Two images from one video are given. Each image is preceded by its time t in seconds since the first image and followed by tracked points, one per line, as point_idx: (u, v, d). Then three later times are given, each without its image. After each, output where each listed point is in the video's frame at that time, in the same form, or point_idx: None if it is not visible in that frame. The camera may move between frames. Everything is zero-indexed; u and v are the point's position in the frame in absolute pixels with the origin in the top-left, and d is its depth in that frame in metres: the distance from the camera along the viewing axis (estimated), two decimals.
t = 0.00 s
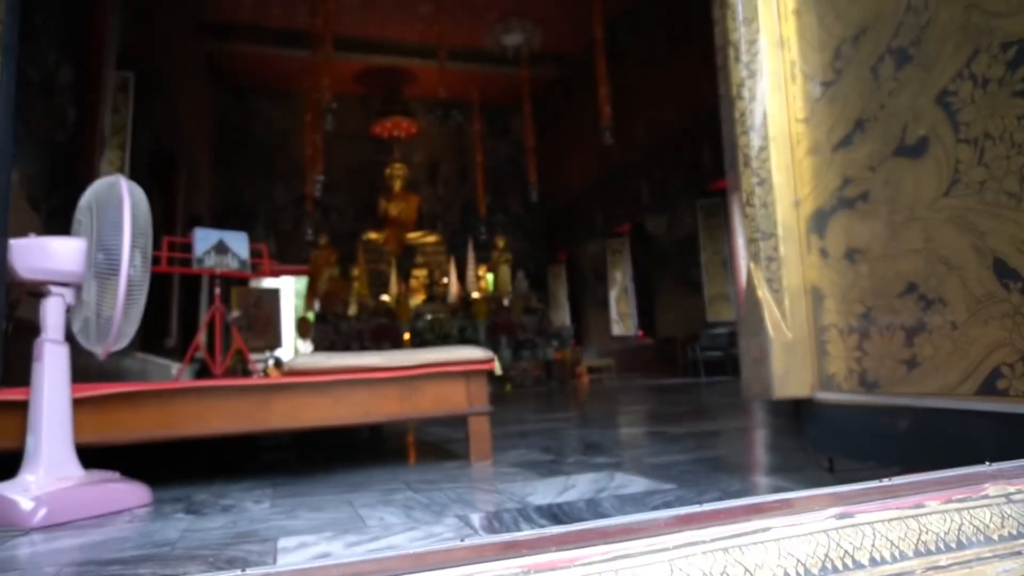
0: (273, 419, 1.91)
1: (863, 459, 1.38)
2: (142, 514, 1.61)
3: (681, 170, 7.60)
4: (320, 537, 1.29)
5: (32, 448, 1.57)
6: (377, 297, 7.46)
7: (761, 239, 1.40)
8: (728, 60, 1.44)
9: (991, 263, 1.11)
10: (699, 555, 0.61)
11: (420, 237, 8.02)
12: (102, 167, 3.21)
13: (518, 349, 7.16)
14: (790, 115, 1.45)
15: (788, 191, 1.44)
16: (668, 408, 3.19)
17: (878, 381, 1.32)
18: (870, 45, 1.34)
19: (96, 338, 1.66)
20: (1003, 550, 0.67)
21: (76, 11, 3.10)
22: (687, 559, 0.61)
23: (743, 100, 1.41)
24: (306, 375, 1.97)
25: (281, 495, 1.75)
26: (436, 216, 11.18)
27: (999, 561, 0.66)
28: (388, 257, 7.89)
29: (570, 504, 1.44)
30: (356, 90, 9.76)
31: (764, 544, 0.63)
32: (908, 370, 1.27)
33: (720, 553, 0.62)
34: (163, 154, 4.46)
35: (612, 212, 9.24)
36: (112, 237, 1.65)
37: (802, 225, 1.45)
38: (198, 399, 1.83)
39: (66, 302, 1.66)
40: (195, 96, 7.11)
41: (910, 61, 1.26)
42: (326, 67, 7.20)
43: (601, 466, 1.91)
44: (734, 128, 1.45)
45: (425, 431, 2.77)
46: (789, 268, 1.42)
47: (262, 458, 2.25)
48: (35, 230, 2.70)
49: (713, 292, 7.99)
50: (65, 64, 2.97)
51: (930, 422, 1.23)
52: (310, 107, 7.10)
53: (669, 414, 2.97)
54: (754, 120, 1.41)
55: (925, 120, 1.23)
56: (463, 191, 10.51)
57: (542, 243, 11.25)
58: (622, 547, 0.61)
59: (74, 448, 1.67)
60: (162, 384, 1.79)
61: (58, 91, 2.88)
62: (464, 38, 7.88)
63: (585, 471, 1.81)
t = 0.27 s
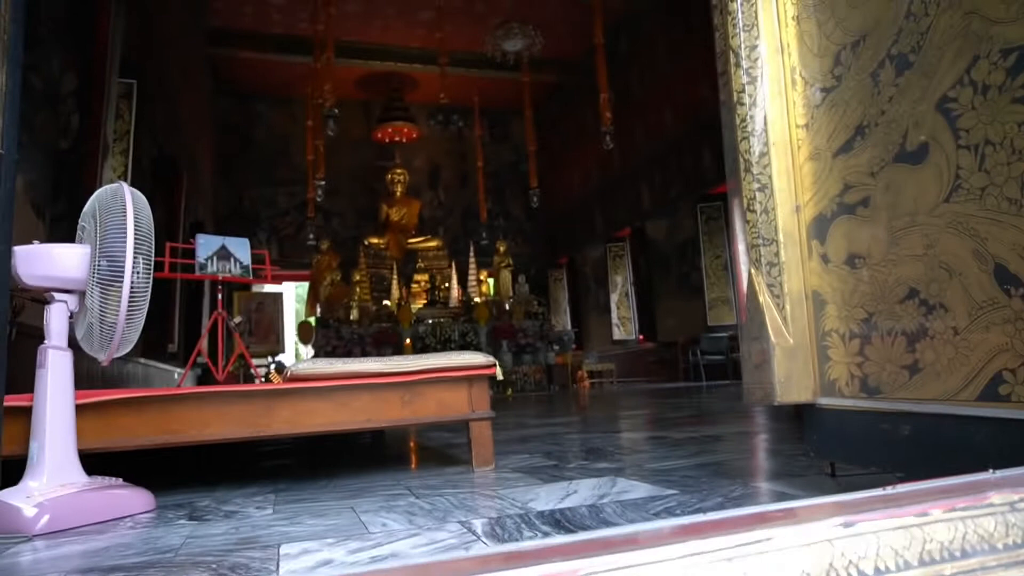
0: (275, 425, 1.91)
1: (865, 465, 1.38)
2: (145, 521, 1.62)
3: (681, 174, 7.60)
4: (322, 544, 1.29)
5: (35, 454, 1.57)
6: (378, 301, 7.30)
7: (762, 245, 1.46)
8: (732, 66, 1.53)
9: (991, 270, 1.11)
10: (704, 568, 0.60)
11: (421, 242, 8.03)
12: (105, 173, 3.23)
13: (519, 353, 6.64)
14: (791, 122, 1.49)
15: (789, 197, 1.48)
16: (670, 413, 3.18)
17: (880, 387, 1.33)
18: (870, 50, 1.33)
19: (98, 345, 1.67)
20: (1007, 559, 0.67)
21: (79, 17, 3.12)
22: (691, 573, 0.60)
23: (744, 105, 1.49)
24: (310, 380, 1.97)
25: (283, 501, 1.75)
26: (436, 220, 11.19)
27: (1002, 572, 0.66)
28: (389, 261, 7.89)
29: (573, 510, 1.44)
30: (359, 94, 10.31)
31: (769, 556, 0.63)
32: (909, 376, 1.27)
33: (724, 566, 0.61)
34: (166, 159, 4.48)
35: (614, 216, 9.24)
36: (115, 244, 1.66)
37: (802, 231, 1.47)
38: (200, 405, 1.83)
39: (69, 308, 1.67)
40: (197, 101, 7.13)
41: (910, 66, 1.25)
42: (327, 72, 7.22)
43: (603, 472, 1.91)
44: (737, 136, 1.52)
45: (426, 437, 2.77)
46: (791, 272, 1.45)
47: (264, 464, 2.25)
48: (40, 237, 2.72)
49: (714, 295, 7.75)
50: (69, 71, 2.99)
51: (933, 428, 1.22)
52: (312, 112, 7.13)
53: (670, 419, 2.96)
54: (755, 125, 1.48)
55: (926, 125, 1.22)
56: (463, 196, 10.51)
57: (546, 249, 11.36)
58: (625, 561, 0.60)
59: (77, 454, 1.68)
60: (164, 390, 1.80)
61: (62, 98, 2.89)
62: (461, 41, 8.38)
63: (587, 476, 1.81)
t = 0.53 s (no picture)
0: (276, 431, 1.91)
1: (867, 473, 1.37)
2: (147, 528, 1.61)
3: (682, 179, 7.61)
4: (324, 552, 1.29)
5: (36, 461, 1.57)
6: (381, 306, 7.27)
7: (764, 252, 1.46)
8: (732, 74, 1.53)
9: (993, 278, 1.11)
10: None
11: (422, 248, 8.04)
12: (107, 179, 3.23)
13: (521, 359, 6.54)
14: (792, 130, 1.50)
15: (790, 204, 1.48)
16: (672, 420, 3.17)
17: (883, 395, 1.33)
18: (871, 59, 1.34)
19: (100, 352, 1.67)
20: None
21: (82, 24, 3.13)
22: None
23: (745, 111, 1.49)
24: (312, 387, 1.97)
25: (284, 509, 1.74)
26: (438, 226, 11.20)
27: None
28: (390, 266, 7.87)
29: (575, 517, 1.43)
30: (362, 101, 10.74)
31: None
32: (912, 384, 1.27)
33: None
34: (169, 165, 4.49)
35: (615, 222, 9.25)
36: (119, 251, 1.66)
37: (805, 239, 1.47)
38: (202, 412, 1.83)
39: (71, 316, 1.67)
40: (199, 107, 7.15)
41: (911, 75, 1.25)
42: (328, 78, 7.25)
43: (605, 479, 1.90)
44: (737, 142, 1.52)
45: (428, 443, 2.77)
46: (793, 281, 1.45)
47: (265, 471, 2.24)
48: (42, 243, 2.72)
49: (716, 301, 7.71)
50: (72, 77, 3.00)
51: (937, 437, 1.22)
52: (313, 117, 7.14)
53: (672, 425, 2.96)
54: (757, 133, 1.48)
55: (928, 133, 1.22)
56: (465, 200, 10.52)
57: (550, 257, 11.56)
58: None
59: (78, 461, 1.67)
60: (166, 396, 1.80)
61: (64, 104, 2.90)
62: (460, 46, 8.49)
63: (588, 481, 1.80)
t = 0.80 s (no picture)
0: (278, 440, 1.91)
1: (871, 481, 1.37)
2: (148, 538, 1.61)
3: (683, 185, 7.62)
4: (326, 562, 1.29)
5: (39, 471, 1.57)
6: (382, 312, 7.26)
7: (765, 260, 1.47)
8: (733, 82, 1.54)
9: (996, 285, 1.10)
10: None
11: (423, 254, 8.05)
12: (109, 186, 3.24)
13: (523, 365, 6.53)
14: (793, 139, 1.50)
15: (792, 212, 1.49)
16: (674, 426, 3.16)
17: (886, 403, 1.32)
18: (872, 67, 1.33)
19: (103, 361, 1.67)
20: None
21: (85, 33, 3.14)
22: None
23: (745, 119, 1.50)
24: (313, 396, 1.97)
25: (286, 518, 1.74)
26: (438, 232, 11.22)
27: None
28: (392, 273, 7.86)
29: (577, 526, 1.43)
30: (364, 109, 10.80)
31: None
32: (915, 392, 1.26)
33: None
34: (171, 173, 4.51)
35: (616, 228, 9.26)
36: (121, 260, 1.66)
37: (807, 247, 1.48)
38: (204, 421, 1.83)
39: (74, 324, 1.67)
40: (201, 113, 7.16)
41: (911, 83, 1.25)
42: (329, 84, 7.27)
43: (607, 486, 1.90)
44: (739, 150, 1.52)
45: (430, 451, 2.76)
46: (794, 289, 1.46)
47: (267, 480, 2.24)
48: (45, 251, 2.73)
49: (718, 306, 7.68)
50: (75, 85, 3.01)
51: (940, 446, 1.21)
52: (315, 124, 7.16)
53: (674, 432, 2.95)
54: (757, 141, 1.49)
55: (929, 141, 1.22)
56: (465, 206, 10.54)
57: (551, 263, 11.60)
58: None
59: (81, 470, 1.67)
60: (169, 406, 1.80)
61: (67, 112, 2.91)
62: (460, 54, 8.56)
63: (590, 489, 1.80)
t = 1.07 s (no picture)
0: (278, 448, 1.90)
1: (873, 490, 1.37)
2: (148, 548, 1.60)
3: (683, 192, 7.63)
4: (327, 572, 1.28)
5: (39, 480, 1.57)
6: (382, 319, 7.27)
7: (766, 268, 1.47)
8: (732, 91, 1.54)
9: (996, 294, 1.10)
10: None
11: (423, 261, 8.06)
12: (110, 194, 3.25)
13: (523, 372, 6.54)
14: (793, 147, 1.51)
15: (792, 220, 1.49)
16: (675, 433, 3.16)
17: (887, 412, 1.32)
18: (871, 76, 1.34)
19: (103, 369, 1.67)
20: None
21: (87, 42, 3.16)
22: None
23: (745, 128, 1.50)
24: (314, 404, 1.97)
25: (286, 527, 1.73)
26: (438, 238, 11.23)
27: None
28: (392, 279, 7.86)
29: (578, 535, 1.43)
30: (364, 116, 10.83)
31: None
32: (916, 401, 1.26)
33: None
34: (172, 180, 4.52)
35: (617, 235, 9.27)
36: (121, 269, 1.66)
37: (806, 255, 1.48)
38: (203, 429, 1.83)
39: (74, 333, 1.68)
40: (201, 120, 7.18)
41: (911, 92, 1.25)
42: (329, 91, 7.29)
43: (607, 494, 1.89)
44: (738, 158, 1.53)
45: (430, 459, 2.76)
46: (794, 297, 1.46)
47: (267, 488, 2.23)
48: (46, 259, 2.73)
49: (718, 313, 7.67)
50: (76, 93, 3.02)
51: (941, 455, 1.21)
52: (315, 131, 7.18)
53: (675, 440, 2.94)
54: (757, 149, 1.49)
55: (928, 150, 1.22)
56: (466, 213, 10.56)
57: (551, 269, 11.61)
58: None
59: (81, 480, 1.67)
60: (167, 414, 1.79)
61: (68, 120, 2.92)
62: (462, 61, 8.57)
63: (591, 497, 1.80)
